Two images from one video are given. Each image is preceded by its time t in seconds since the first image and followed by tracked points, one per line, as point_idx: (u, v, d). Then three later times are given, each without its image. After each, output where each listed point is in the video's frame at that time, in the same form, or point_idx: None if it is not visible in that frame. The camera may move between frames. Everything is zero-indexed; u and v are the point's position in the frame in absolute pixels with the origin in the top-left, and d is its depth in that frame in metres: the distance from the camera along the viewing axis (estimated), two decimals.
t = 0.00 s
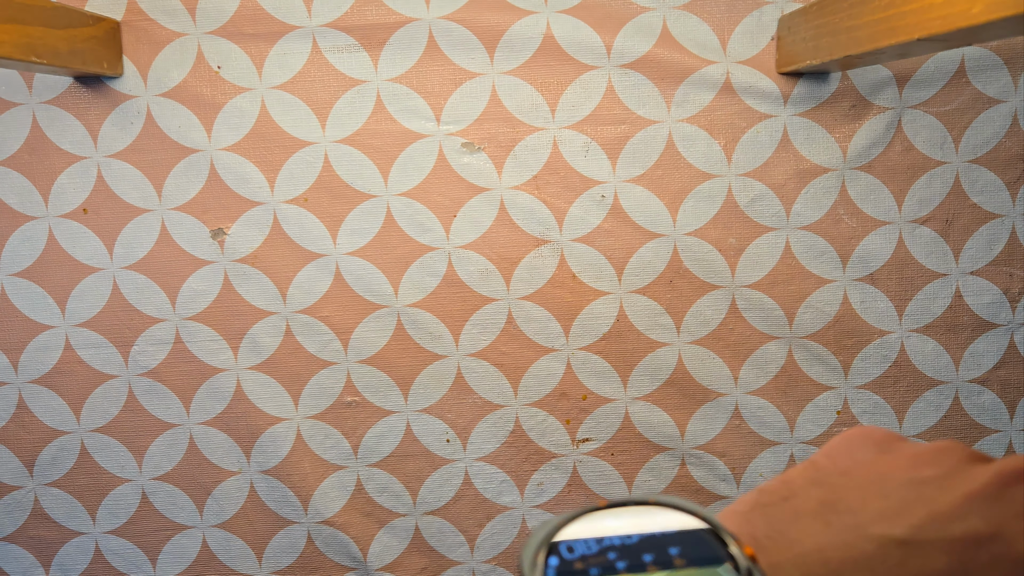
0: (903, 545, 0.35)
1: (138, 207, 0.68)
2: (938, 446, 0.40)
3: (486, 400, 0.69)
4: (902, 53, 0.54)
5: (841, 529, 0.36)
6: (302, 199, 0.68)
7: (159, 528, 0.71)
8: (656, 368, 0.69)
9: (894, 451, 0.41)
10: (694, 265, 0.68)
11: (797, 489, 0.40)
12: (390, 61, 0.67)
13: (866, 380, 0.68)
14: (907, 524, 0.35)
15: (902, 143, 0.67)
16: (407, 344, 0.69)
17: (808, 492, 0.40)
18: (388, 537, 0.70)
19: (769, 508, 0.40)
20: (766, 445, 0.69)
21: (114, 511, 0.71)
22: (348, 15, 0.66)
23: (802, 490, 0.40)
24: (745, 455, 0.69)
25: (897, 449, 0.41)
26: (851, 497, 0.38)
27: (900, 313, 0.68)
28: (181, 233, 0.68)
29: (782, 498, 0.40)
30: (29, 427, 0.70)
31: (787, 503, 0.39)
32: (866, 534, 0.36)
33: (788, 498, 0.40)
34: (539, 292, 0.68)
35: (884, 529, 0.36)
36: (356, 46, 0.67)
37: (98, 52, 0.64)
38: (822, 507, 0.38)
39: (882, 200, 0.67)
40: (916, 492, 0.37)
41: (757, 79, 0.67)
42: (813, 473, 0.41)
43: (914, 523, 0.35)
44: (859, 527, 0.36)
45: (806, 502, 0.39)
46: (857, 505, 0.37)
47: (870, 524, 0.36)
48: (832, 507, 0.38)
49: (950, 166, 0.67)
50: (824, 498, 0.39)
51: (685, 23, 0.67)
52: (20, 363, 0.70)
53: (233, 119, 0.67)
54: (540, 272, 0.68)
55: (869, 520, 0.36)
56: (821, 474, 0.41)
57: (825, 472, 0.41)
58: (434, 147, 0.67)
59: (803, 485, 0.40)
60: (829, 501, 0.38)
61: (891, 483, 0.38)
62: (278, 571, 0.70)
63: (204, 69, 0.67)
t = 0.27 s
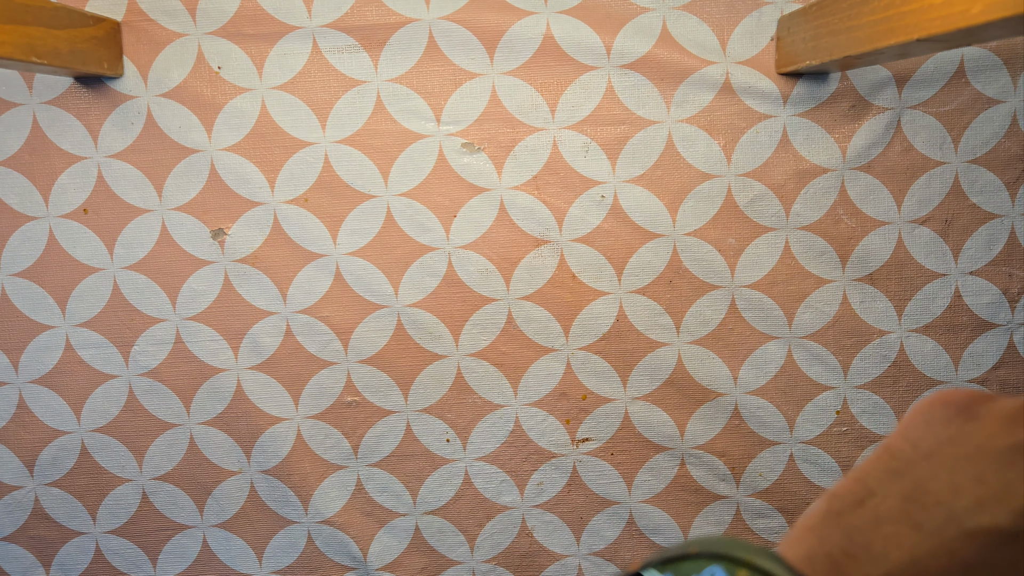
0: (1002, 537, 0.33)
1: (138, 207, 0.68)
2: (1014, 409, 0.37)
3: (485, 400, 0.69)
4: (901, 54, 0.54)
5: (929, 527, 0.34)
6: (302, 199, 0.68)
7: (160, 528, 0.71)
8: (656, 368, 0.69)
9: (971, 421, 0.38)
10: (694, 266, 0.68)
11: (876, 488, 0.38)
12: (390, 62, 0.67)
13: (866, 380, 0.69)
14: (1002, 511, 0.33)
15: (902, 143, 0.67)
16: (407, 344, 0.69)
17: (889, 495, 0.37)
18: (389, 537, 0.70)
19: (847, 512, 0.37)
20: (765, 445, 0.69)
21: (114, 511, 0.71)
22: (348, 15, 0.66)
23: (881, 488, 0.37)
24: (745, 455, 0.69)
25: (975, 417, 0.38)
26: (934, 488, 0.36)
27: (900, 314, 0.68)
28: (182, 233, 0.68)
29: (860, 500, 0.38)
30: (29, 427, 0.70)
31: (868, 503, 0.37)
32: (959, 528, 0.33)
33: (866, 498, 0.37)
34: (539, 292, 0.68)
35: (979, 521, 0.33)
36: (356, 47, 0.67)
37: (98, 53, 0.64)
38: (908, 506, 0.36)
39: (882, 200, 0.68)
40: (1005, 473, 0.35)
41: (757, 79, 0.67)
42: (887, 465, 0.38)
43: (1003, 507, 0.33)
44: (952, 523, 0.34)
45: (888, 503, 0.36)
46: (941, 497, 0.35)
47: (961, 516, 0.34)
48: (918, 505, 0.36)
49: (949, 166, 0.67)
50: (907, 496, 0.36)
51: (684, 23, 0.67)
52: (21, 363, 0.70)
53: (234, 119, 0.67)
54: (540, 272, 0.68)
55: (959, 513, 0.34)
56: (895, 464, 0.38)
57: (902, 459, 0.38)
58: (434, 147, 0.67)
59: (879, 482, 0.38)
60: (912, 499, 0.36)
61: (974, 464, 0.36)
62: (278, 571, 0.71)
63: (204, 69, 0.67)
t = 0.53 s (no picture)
0: (928, 495, 0.19)
1: (138, 207, 0.68)
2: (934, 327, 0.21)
3: (485, 400, 0.69)
4: (901, 54, 0.54)
5: (869, 533, 0.18)
6: (302, 199, 0.68)
7: (160, 528, 0.71)
8: (655, 368, 0.69)
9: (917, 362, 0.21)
10: (694, 266, 0.68)
11: (829, 486, 0.19)
12: (390, 62, 0.67)
13: (865, 380, 0.69)
14: (978, 427, 0.20)
15: (902, 143, 0.67)
16: (408, 344, 0.69)
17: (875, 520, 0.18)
18: (389, 537, 0.70)
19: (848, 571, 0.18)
20: (765, 445, 0.69)
21: (114, 511, 0.71)
22: (348, 15, 0.66)
23: (836, 485, 0.19)
24: (745, 455, 0.69)
25: (912, 363, 0.20)
26: (888, 473, 0.19)
27: (900, 313, 0.68)
28: (181, 233, 0.68)
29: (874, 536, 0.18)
30: (29, 427, 0.70)
31: (823, 503, 0.18)
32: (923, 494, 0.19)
33: (817, 505, 0.19)
34: (539, 292, 0.68)
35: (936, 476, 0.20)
36: (356, 47, 0.67)
37: (97, 53, 0.64)
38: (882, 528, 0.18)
39: (881, 200, 0.68)
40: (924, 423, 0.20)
41: (757, 79, 0.67)
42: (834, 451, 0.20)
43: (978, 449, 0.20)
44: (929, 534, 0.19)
45: (807, 566, 0.17)
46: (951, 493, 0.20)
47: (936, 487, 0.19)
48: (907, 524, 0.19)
49: (949, 166, 0.67)
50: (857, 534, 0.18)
51: (684, 23, 0.67)
52: (21, 363, 0.70)
53: (234, 119, 0.67)
54: (540, 272, 0.68)
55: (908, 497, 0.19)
56: (846, 452, 0.19)
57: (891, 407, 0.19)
58: (434, 147, 0.67)
59: (832, 478, 0.19)
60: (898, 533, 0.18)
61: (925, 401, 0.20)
62: (278, 571, 0.71)
63: (204, 69, 0.67)
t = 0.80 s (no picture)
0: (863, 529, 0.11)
1: (138, 207, 0.68)
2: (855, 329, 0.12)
3: (485, 400, 0.69)
4: (901, 54, 0.54)
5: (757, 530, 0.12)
6: (302, 199, 0.68)
7: (160, 528, 0.71)
8: (655, 368, 0.69)
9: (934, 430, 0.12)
10: (694, 266, 0.68)
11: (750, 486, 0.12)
12: (390, 62, 0.67)
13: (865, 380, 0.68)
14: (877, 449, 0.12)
15: (902, 143, 0.67)
16: (408, 344, 0.69)
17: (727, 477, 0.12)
18: (389, 537, 0.70)
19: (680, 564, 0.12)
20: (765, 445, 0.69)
21: (114, 511, 0.71)
22: (348, 15, 0.66)
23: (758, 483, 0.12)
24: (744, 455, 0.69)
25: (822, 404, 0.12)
26: (804, 467, 0.12)
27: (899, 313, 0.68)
28: (181, 233, 0.68)
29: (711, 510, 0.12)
30: (29, 427, 0.70)
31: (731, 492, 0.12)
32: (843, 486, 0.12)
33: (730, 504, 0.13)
34: (539, 292, 0.68)
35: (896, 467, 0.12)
36: (356, 47, 0.67)
37: (98, 53, 0.64)
38: (742, 492, 0.12)
39: (881, 200, 0.68)
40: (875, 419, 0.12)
41: (757, 79, 0.67)
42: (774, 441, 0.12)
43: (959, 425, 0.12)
44: (766, 522, 0.12)
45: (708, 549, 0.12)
46: (794, 515, 0.12)
47: (858, 478, 0.12)
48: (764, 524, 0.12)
49: (949, 166, 0.67)
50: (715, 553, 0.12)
51: (684, 23, 0.67)
52: (21, 363, 0.70)
53: (233, 119, 0.67)
54: (540, 272, 0.68)
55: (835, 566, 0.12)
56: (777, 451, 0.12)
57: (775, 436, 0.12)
58: (434, 147, 0.67)
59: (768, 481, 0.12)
60: (787, 481, 0.12)
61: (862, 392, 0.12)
62: (278, 571, 0.71)
63: (204, 69, 0.67)
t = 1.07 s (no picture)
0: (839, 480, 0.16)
1: (138, 207, 0.68)
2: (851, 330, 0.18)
3: (485, 400, 0.69)
4: (901, 54, 0.54)
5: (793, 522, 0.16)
6: (302, 199, 0.68)
7: (160, 528, 0.71)
8: (655, 368, 0.69)
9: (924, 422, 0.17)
10: (694, 266, 0.68)
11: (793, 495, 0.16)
12: (390, 62, 0.67)
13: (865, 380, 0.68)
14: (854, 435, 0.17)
15: (902, 143, 0.67)
16: (408, 344, 0.69)
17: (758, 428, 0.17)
18: (389, 537, 0.70)
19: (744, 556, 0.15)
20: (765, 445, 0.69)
21: (114, 511, 0.71)
22: (348, 15, 0.66)
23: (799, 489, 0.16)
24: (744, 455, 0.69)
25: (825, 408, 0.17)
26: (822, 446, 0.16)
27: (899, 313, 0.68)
28: (181, 233, 0.68)
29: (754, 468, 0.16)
30: (29, 427, 0.70)
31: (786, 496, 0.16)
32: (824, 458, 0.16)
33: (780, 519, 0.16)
34: (539, 292, 0.68)
35: (889, 433, 0.17)
36: (356, 47, 0.67)
37: (98, 53, 0.64)
38: (801, 471, 0.16)
39: (882, 200, 0.68)
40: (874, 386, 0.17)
41: (757, 79, 0.67)
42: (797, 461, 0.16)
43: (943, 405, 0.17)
44: (824, 495, 0.16)
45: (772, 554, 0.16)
46: (815, 480, 0.16)
47: (839, 450, 0.16)
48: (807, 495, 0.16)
49: (949, 166, 0.67)
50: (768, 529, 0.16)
51: (684, 23, 0.67)
52: (21, 363, 0.70)
53: (233, 119, 0.67)
54: (540, 272, 0.68)
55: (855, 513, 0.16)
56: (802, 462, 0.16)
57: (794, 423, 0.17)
58: (434, 147, 0.67)
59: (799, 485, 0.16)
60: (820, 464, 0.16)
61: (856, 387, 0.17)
62: (278, 571, 0.71)
63: (204, 69, 0.67)
